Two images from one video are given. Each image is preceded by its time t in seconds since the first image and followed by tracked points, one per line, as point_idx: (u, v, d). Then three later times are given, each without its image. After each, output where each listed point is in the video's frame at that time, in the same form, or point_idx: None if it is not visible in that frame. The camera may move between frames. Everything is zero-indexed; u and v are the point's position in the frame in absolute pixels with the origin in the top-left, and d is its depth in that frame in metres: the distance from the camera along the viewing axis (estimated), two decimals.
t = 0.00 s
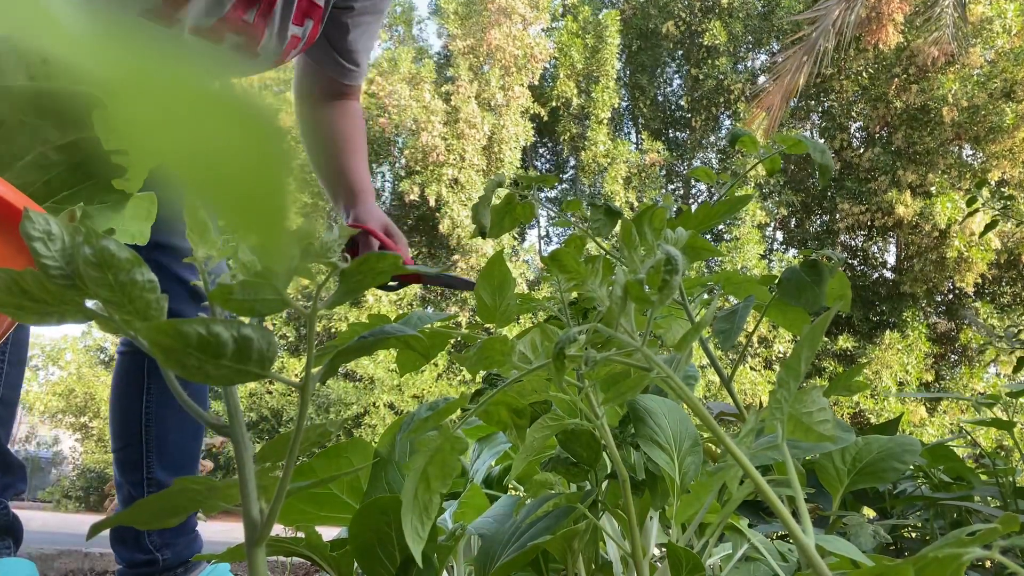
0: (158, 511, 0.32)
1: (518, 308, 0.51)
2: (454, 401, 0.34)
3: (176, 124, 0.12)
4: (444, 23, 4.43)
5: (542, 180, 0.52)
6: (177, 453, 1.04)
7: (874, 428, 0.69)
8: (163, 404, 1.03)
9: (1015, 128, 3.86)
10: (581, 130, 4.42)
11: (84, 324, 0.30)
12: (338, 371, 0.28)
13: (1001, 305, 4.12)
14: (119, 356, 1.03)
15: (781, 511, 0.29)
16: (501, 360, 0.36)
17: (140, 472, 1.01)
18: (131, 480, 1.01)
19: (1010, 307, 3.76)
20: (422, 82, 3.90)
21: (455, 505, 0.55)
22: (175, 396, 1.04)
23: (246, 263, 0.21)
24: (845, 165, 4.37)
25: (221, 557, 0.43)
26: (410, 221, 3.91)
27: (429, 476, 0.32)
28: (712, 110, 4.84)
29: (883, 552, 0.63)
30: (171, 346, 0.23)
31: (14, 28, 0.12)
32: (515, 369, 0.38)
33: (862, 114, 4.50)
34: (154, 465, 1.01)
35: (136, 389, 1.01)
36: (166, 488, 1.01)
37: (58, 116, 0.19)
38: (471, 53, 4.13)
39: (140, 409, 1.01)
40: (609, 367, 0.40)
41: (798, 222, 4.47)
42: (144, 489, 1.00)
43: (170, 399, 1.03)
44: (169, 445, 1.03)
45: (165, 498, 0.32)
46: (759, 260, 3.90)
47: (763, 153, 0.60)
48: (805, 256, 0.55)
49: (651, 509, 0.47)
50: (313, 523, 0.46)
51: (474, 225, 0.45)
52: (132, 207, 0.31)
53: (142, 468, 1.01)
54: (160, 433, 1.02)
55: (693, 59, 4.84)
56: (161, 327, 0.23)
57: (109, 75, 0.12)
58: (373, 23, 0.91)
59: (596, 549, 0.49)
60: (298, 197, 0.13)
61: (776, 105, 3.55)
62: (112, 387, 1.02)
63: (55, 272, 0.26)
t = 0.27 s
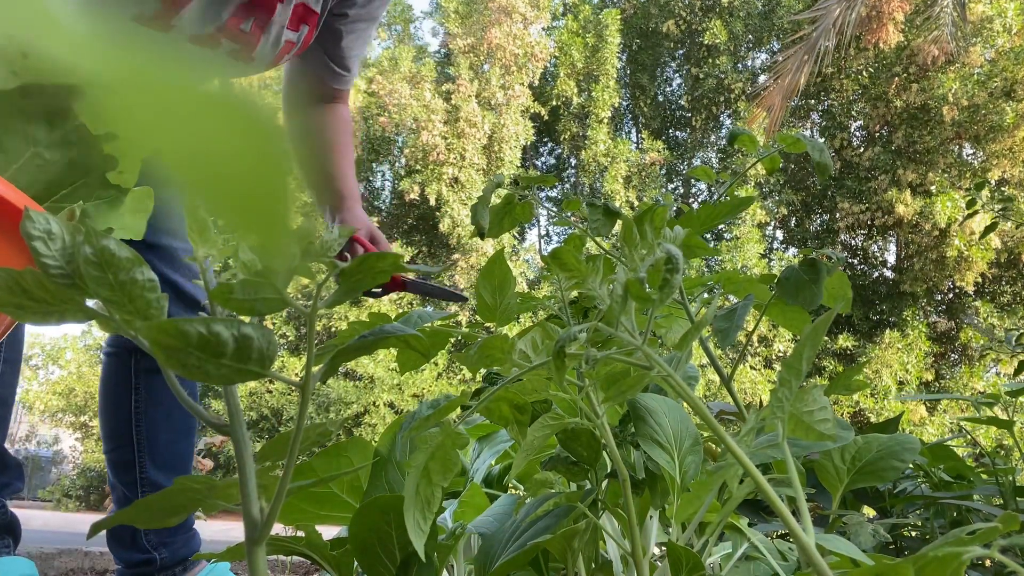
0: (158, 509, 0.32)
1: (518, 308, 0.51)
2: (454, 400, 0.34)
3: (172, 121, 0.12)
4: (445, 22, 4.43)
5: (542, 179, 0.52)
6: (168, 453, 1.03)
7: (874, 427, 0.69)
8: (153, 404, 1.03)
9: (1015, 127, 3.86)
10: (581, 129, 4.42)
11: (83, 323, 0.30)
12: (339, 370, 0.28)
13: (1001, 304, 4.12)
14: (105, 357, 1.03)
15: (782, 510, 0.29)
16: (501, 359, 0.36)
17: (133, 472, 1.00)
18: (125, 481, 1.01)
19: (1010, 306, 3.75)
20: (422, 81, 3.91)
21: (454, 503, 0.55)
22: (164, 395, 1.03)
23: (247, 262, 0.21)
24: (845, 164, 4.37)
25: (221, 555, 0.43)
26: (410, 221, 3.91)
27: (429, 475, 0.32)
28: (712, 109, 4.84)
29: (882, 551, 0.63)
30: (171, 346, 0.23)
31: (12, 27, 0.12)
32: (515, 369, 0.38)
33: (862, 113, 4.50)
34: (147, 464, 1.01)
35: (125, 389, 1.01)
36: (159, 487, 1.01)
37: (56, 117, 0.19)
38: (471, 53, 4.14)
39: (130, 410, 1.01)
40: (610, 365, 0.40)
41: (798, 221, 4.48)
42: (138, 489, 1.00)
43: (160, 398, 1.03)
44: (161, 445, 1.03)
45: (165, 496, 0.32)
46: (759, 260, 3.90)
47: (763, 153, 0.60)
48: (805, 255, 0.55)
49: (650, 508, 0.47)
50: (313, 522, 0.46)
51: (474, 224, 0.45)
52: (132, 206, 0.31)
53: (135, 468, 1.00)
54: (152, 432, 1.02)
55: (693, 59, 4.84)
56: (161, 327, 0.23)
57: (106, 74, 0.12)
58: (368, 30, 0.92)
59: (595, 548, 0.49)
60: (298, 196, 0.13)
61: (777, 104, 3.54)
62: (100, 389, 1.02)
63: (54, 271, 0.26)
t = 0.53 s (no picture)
0: (158, 509, 0.32)
1: (519, 307, 0.51)
2: (455, 399, 0.34)
3: (187, 127, 0.15)
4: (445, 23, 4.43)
5: (543, 178, 0.52)
6: (164, 453, 1.03)
7: (874, 427, 0.69)
8: (146, 404, 1.03)
9: (1015, 127, 3.86)
10: (581, 129, 4.43)
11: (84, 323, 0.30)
12: (339, 370, 0.28)
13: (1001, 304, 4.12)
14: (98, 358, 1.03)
15: (780, 510, 0.29)
16: (502, 358, 0.36)
17: (129, 472, 1.01)
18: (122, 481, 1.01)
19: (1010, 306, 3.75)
20: (423, 81, 3.91)
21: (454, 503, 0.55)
22: (157, 395, 1.03)
23: (246, 262, 0.21)
24: (845, 164, 4.37)
25: (221, 555, 0.43)
26: (410, 220, 3.91)
27: (429, 474, 0.32)
28: (712, 109, 4.85)
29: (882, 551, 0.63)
30: (171, 346, 0.23)
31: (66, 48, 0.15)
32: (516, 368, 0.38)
33: (862, 113, 4.50)
34: (143, 465, 1.02)
35: (118, 389, 1.01)
36: (156, 487, 1.01)
37: (56, 119, 0.19)
38: (472, 53, 4.14)
39: (124, 411, 1.02)
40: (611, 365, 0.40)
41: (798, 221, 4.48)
42: (134, 489, 1.01)
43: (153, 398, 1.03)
44: (156, 445, 1.03)
45: (167, 495, 0.32)
46: (759, 259, 3.91)
47: (765, 153, 0.60)
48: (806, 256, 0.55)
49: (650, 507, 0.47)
50: (314, 522, 0.46)
51: (476, 224, 0.45)
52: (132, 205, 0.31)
53: (131, 468, 1.01)
54: (147, 433, 1.02)
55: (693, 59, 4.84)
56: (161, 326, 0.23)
57: (141, 90, 0.15)
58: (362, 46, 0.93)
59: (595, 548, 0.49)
60: (296, 195, 0.16)
61: (777, 104, 3.54)
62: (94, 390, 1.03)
63: (54, 271, 0.26)
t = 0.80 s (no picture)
0: (157, 509, 0.32)
1: (519, 308, 0.51)
2: (455, 400, 0.34)
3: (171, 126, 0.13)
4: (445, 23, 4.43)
5: (542, 179, 0.52)
6: (160, 455, 1.03)
7: (874, 428, 0.69)
8: (141, 405, 1.03)
9: (1015, 128, 3.86)
10: (581, 129, 4.43)
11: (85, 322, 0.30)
12: (339, 370, 0.28)
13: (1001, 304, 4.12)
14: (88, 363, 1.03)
15: (780, 511, 0.29)
16: (501, 359, 0.36)
17: (125, 474, 1.01)
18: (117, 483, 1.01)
19: (1010, 307, 3.75)
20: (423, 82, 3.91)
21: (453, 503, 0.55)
22: (152, 397, 1.04)
23: (247, 263, 0.21)
24: (845, 164, 4.38)
25: (221, 556, 0.43)
26: (409, 221, 3.91)
27: (428, 474, 0.32)
28: (712, 110, 4.85)
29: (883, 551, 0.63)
30: (172, 346, 0.23)
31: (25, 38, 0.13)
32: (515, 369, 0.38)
33: (862, 113, 4.51)
34: (139, 467, 1.02)
35: (112, 392, 1.02)
36: (153, 487, 1.01)
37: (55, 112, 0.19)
38: (472, 53, 4.14)
39: (119, 412, 1.02)
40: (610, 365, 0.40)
41: (798, 221, 4.49)
42: (131, 490, 1.01)
43: (148, 399, 1.03)
44: (152, 446, 1.03)
45: (166, 495, 0.32)
46: (759, 260, 3.91)
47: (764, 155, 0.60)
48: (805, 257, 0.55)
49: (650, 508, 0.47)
50: (314, 522, 0.46)
51: (475, 224, 0.45)
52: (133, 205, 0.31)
53: (128, 470, 1.01)
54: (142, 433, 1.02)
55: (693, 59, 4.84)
56: (163, 326, 0.23)
57: (120, 87, 0.13)
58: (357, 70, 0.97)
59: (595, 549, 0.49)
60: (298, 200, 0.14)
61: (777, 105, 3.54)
62: (85, 394, 1.03)
63: (56, 270, 0.27)
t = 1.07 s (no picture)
0: (159, 509, 0.32)
1: (519, 308, 0.51)
2: (456, 400, 0.34)
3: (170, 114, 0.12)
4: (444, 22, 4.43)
5: (543, 179, 0.52)
6: (164, 453, 1.04)
7: (874, 428, 0.69)
8: (147, 405, 1.04)
9: (1015, 128, 3.86)
10: (581, 129, 4.44)
11: (85, 322, 0.30)
12: (340, 370, 0.28)
13: (1001, 305, 4.12)
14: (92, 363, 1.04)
15: (782, 511, 0.29)
16: (502, 359, 0.36)
17: (130, 473, 1.02)
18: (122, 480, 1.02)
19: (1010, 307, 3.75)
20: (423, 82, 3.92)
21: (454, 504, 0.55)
22: (157, 398, 1.05)
23: (248, 263, 0.21)
24: (844, 165, 4.38)
25: (221, 556, 0.43)
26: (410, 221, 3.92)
27: (431, 475, 0.32)
28: (713, 110, 4.85)
29: (883, 551, 0.63)
30: (173, 346, 0.23)
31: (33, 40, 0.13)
32: (516, 369, 0.38)
33: (862, 114, 4.51)
34: (145, 466, 1.03)
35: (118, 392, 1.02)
36: (158, 487, 1.03)
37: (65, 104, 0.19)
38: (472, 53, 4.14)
39: (123, 413, 1.02)
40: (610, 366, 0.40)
41: (798, 222, 4.49)
42: (136, 490, 1.02)
43: (151, 399, 1.03)
44: (156, 445, 1.04)
45: (167, 497, 0.32)
46: (759, 260, 3.91)
47: (765, 154, 0.60)
48: (805, 257, 0.55)
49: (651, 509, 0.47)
50: (314, 522, 0.46)
51: (475, 225, 0.45)
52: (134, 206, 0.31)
53: (132, 470, 1.02)
54: (148, 433, 1.03)
55: (693, 60, 4.85)
56: (164, 327, 0.23)
57: (115, 77, 0.12)
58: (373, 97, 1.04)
59: (596, 550, 0.49)
60: (298, 196, 0.13)
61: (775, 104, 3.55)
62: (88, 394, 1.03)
63: (57, 271, 0.26)
